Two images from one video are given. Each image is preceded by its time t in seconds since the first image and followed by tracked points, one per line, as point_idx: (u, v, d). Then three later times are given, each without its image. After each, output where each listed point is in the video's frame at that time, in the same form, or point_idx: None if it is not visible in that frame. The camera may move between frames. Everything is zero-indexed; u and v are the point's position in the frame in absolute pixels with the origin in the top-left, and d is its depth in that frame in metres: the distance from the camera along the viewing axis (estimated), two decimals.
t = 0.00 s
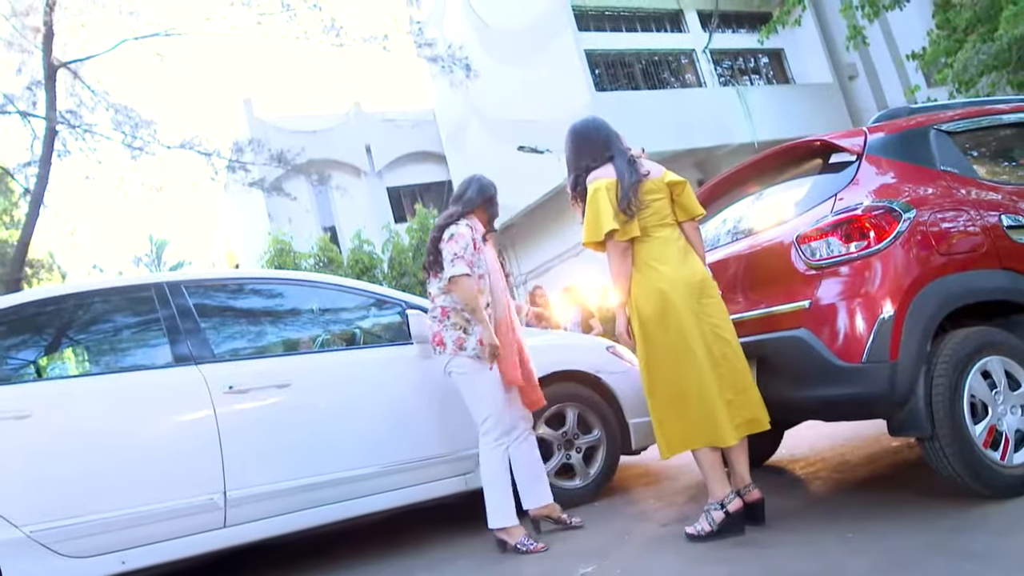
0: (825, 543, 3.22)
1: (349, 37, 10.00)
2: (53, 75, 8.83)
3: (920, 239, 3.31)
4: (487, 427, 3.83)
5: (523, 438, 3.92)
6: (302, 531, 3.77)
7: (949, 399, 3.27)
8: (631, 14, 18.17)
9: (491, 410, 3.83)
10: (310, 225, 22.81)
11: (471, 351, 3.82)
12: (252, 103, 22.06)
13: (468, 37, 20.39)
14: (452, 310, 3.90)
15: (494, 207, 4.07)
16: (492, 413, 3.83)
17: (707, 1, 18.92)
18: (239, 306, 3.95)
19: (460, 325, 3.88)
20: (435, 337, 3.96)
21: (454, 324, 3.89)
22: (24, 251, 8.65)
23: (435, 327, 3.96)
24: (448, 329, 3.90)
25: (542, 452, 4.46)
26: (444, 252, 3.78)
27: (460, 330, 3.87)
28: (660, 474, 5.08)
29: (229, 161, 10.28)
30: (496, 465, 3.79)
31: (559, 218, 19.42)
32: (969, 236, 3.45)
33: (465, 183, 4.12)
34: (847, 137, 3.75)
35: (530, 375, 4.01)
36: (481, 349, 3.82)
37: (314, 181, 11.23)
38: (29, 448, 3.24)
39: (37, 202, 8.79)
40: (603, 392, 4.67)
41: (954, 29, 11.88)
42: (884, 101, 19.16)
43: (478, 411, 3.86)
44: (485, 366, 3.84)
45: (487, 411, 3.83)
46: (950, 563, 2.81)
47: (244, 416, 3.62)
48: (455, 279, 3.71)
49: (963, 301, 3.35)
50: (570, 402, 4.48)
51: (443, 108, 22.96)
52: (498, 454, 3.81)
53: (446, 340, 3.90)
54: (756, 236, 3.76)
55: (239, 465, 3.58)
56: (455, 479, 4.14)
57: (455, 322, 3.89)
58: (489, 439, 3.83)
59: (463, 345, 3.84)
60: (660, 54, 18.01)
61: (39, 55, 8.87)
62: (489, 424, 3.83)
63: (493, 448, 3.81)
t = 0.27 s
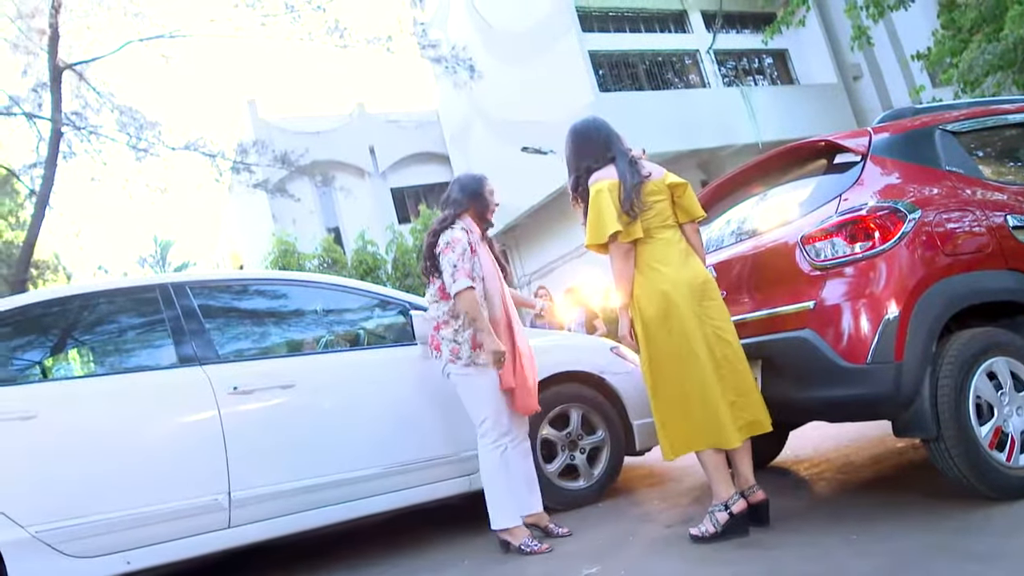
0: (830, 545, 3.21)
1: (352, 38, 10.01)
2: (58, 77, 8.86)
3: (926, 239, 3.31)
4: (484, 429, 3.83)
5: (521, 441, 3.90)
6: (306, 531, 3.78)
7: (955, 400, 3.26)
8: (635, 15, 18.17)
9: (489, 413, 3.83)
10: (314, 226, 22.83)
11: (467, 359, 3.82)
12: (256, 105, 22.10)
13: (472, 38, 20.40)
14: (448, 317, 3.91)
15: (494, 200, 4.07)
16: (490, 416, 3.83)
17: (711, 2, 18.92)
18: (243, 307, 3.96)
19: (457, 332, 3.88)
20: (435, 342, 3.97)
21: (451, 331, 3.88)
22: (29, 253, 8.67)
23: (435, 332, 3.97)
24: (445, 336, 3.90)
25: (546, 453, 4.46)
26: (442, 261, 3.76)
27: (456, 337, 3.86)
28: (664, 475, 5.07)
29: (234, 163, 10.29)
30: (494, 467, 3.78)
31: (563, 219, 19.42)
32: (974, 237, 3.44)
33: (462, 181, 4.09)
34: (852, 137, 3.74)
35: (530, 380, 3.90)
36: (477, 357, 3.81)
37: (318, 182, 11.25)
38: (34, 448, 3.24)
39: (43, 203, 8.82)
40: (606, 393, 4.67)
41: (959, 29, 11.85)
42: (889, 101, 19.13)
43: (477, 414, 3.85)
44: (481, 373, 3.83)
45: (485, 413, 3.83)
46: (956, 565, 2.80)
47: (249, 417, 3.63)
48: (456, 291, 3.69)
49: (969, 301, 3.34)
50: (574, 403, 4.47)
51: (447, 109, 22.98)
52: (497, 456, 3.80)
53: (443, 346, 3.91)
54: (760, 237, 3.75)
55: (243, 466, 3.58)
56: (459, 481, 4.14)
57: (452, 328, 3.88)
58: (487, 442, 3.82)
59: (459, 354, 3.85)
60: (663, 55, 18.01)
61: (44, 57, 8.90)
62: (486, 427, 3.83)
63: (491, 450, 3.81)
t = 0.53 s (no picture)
0: (834, 545, 3.21)
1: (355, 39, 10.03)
2: (62, 78, 8.88)
3: (929, 240, 3.30)
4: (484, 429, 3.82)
5: (517, 443, 3.92)
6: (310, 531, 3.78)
7: (959, 400, 3.26)
8: (638, 15, 18.17)
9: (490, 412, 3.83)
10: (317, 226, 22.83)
11: (468, 359, 3.83)
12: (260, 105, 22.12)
13: (475, 38, 20.42)
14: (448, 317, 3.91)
15: (493, 197, 4.06)
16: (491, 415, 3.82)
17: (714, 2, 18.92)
18: (247, 307, 3.97)
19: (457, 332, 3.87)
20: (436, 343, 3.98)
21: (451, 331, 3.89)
22: (33, 254, 8.69)
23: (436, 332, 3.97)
24: (446, 336, 3.90)
25: (549, 453, 4.46)
26: (438, 267, 3.77)
27: (457, 337, 3.86)
28: (667, 476, 5.07)
29: (237, 163, 10.30)
30: (495, 466, 3.77)
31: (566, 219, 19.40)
32: (979, 237, 3.44)
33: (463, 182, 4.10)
34: (855, 138, 3.74)
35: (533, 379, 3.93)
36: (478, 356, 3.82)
37: (321, 183, 11.26)
38: (39, 449, 3.25)
39: (46, 204, 8.84)
40: (609, 394, 4.67)
41: (963, 29, 11.83)
42: (893, 101, 19.10)
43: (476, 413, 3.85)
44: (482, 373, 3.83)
45: (486, 413, 3.82)
46: (960, 566, 2.80)
47: (252, 418, 3.63)
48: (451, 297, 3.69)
49: (973, 302, 3.34)
50: (576, 404, 4.47)
51: (450, 109, 23.00)
52: (498, 457, 3.80)
53: (444, 346, 3.91)
54: (763, 237, 3.75)
55: (247, 466, 3.59)
56: (461, 481, 4.14)
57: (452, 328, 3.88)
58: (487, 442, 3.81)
59: (459, 354, 3.85)
60: (666, 55, 18.01)
61: (48, 58, 8.93)
62: (487, 427, 3.82)
63: (492, 450, 3.80)
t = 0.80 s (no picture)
0: (834, 545, 3.21)
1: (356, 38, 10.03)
2: (63, 78, 8.88)
3: (930, 240, 3.30)
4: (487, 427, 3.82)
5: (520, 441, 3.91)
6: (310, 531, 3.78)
7: (959, 400, 3.26)
8: (638, 15, 18.17)
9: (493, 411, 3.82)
10: (317, 226, 22.84)
11: (469, 359, 3.82)
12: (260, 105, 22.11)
13: (476, 38, 20.42)
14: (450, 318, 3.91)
15: (494, 197, 4.04)
16: (493, 414, 3.82)
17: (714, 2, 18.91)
18: (247, 307, 3.97)
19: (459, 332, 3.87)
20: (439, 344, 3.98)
21: (452, 332, 3.89)
22: (33, 253, 8.69)
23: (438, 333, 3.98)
24: (447, 337, 3.91)
25: (549, 453, 4.46)
26: (438, 270, 3.79)
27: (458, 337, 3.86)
28: (668, 476, 5.06)
29: (237, 163, 10.29)
30: (497, 464, 3.77)
31: (566, 219, 19.40)
32: (980, 237, 3.44)
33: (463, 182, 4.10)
34: (856, 137, 3.73)
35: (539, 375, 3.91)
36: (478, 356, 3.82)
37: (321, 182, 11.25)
38: (40, 448, 3.25)
39: (47, 203, 8.84)
40: (609, 393, 4.67)
41: (965, 28, 11.81)
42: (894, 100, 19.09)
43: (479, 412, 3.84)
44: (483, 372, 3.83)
45: (489, 411, 3.82)
46: (961, 565, 2.79)
47: (253, 417, 3.63)
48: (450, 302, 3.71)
49: (974, 302, 3.33)
50: (577, 403, 4.47)
51: (450, 109, 22.99)
52: (500, 456, 3.80)
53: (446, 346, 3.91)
54: (764, 237, 3.74)
55: (247, 466, 3.59)
56: (462, 480, 4.14)
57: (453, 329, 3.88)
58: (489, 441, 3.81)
59: (460, 354, 3.85)
60: (667, 55, 17.98)
61: (49, 58, 8.93)
62: (490, 425, 3.82)
63: (494, 449, 3.80)
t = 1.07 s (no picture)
0: (834, 545, 3.21)
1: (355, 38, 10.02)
2: (63, 77, 8.87)
3: (929, 240, 3.30)
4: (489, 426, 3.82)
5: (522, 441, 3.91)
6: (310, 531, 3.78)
7: (959, 400, 3.26)
8: (638, 15, 18.18)
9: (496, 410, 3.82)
10: (317, 226, 22.86)
11: (469, 359, 3.82)
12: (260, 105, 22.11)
13: (476, 38, 20.42)
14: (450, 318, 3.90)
15: (488, 198, 4.03)
16: (495, 413, 3.82)
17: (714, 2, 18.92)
18: (247, 307, 3.97)
19: (459, 332, 3.87)
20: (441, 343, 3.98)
21: (453, 332, 3.89)
22: (33, 253, 8.68)
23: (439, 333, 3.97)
24: (448, 337, 3.90)
25: (549, 453, 4.46)
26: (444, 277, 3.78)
27: (458, 337, 3.86)
28: (667, 476, 5.07)
29: (237, 163, 10.29)
30: (498, 463, 3.77)
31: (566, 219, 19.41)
32: (979, 237, 3.44)
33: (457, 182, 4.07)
34: (856, 137, 3.73)
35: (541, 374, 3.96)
36: (479, 356, 3.82)
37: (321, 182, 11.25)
38: (39, 448, 3.25)
39: (47, 203, 8.84)
40: (609, 393, 4.67)
41: (964, 28, 11.82)
42: (893, 100, 19.09)
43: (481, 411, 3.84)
44: (484, 371, 3.83)
45: (490, 410, 3.81)
46: (961, 565, 2.79)
47: (252, 417, 3.63)
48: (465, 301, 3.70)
49: (973, 302, 3.34)
50: (577, 403, 4.47)
51: (450, 109, 22.99)
52: (502, 455, 3.80)
53: (447, 346, 3.91)
54: (763, 237, 3.74)
55: (247, 466, 3.59)
56: (461, 481, 4.14)
57: (454, 329, 3.88)
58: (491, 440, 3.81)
59: (460, 355, 3.85)
60: (667, 55, 17.98)
61: (48, 57, 8.94)
62: (491, 424, 3.81)
63: (495, 448, 3.80)
